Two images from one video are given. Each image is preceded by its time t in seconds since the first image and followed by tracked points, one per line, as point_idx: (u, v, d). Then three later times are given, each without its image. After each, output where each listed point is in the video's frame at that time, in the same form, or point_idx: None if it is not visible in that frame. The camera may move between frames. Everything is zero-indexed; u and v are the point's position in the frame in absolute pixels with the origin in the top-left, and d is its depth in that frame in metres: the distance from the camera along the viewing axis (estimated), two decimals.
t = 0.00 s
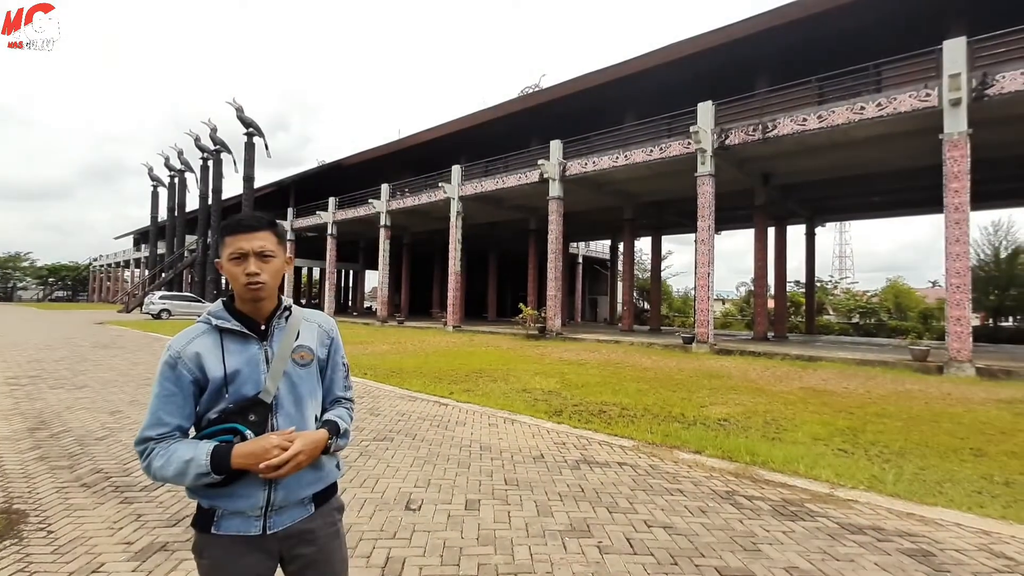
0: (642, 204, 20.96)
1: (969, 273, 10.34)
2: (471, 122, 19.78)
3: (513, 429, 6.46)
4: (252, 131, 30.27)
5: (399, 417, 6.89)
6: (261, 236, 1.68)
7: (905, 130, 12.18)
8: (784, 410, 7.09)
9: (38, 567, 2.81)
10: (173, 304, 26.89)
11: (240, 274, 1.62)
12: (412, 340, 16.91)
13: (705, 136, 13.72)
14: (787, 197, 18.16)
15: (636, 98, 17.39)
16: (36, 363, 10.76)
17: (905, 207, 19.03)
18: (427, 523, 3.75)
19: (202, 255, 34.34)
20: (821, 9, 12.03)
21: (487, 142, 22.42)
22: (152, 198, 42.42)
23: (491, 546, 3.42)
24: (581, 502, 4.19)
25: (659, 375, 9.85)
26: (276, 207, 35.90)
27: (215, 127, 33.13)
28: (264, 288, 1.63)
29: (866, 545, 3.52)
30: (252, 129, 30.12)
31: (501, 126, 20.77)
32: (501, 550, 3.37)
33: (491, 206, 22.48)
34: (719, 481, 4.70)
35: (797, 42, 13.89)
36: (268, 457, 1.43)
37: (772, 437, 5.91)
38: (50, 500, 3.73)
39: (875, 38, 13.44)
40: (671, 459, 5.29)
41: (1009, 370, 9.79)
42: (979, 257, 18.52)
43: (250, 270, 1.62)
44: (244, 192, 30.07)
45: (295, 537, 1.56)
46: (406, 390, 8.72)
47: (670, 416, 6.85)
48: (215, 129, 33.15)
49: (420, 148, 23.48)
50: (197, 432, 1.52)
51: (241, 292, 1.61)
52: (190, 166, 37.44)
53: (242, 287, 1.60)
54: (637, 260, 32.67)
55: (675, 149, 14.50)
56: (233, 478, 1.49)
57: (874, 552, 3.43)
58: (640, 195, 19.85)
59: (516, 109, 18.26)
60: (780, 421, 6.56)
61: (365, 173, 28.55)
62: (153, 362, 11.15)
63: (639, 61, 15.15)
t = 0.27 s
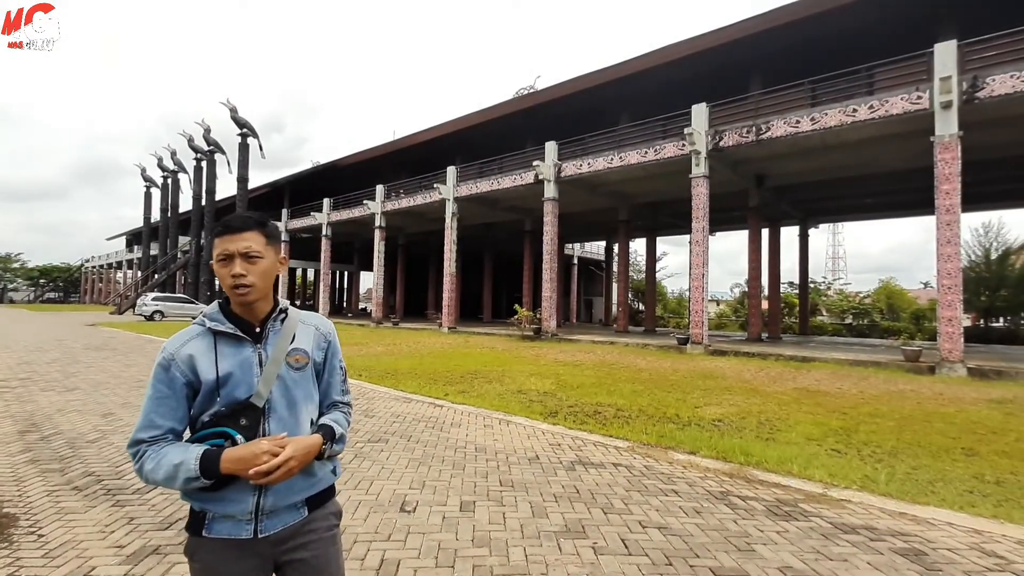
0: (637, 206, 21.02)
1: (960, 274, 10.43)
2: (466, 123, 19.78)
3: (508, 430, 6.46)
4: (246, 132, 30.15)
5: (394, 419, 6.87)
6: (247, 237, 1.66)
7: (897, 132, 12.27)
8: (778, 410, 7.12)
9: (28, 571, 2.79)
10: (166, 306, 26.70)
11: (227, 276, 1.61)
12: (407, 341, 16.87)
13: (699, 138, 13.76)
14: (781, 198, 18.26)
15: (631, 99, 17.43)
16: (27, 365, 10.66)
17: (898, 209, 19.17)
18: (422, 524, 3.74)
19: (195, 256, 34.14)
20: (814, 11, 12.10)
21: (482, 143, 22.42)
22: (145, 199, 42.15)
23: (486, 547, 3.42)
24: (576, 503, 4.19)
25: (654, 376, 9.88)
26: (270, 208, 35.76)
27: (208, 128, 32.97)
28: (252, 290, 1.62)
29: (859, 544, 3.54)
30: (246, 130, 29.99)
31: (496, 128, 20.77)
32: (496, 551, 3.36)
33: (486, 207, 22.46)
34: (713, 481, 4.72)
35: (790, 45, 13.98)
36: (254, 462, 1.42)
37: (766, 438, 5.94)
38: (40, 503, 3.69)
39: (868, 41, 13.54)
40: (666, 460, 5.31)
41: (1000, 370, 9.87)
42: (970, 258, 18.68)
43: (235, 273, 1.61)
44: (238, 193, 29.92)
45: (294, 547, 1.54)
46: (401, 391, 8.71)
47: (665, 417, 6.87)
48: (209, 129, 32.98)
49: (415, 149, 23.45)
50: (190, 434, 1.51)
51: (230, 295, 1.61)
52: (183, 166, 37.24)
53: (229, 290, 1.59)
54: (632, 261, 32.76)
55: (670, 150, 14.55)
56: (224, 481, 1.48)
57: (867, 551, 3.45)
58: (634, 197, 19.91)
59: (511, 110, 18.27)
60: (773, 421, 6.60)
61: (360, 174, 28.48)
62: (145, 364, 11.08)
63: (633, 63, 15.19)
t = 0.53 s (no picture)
0: (633, 206, 21.05)
1: (955, 274, 10.48)
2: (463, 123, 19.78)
3: (506, 431, 6.46)
4: (242, 132, 30.08)
5: (391, 420, 6.87)
6: (234, 241, 1.66)
7: (892, 133, 12.33)
8: (775, 410, 7.14)
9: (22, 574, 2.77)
10: (162, 307, 26.59)
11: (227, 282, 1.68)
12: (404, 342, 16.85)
13: (696, 139, 13.79)
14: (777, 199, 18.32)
15: (627, 101, 17.46)
16: (21, 367, 10.61)
17: (893, 209, 19.27)
18: (419, 526, 3.74)
19: (191, 257, 34.03)
20: (810, 13, 12.15)
21: (479, 144, 22.43)
22: (140, 200, 42.00)
23: (484, 548, 3.41)
24: (574, 504, 4.19)
25: (651, 377, 9.90)
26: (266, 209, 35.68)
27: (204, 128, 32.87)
28: (250, 298, 1.64)
29: (855, 544, 3.55)
30: (242, 130, 29.91)
31: (493, 128, 20.78)
32: (494, 552, 3.36)
33: (482, 207, 22.46)
34: (710, 482, 4.73)
35: (785, 46, 14.04)
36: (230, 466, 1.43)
37: (763, 438, 5.95)
38: (34, 506, 3.67)
39: (863, 43, 13.60)
40: (663, 460, 5.32)
41: (994, 370, 9.92)
42: (964, 259, 18.78)
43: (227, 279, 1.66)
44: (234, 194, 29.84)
45: (294, 559, 1.48)
46: (398, 392, 8.70)
47: (662, 417, 6.89)
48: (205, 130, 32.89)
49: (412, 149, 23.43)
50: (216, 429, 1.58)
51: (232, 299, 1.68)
52: (179, 167, 37.13)
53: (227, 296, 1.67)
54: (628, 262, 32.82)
55: (667, 151, 14.58)
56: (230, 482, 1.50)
57: (863, 551, 3.46)
58: (631, 198, 19.94)
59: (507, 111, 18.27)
60: (770, 421, 6.62)
61: (356, 174, 28.45)
62: (141, 366, 11.04)
63: (630, 65, 15.22)
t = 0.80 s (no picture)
0: (636, 206, 21.03)
1: (957, 274, 10.45)
2: (464, 123, 19.77)
3: (508, 431, 6.45)
4: (244, 132, 30.12)
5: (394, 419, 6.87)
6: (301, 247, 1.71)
7: (895, 133, 12.29)
8: (777, 411, 7.12)
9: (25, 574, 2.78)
10: (164, 307, 26.60)
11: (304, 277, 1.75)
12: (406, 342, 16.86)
13: (698, 138, 13.76)
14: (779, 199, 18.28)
15: (629, 100, 17.44)
16: (23, 367, 10.62)
17: (895, 209, 19.21)
18: (421, 525, 3.73)
19: (193, 257, 34.09)
20: (812, 12, 12.12)
21: (481, 143, 22.41)
22: (142, 200, 42.07)
23: (487, 548, 3.41)
24: (577, 504, 4.18)
25: (652, 376, 9.88)
26: (268, 208, 35.72)
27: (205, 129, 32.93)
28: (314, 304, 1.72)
29: (860, 544, 3.54)
30: (243, 130, 29.94)
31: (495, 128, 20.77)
32: (498, 552, 3.35)
33: (484, 207, 22.45)
34: (714, 481, 4.72)
35: (787, 45, 14.01)
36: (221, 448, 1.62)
37: (766, 438, 5.93)
38: (38, 506, 3.67)
39: (866, 42, 13.56)
40: (666, 460, 5.31)
41: (997, 370, 9.88)
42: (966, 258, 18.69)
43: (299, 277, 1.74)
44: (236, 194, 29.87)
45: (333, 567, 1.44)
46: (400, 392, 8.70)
47: (665, 417, 6.88)
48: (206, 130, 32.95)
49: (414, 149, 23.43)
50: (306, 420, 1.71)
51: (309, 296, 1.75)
52: (180, 167, 37.18)
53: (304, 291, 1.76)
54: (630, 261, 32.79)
55: (669, 151, 14.57)
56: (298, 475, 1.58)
57: (867, 551, 3.44)
58: (633, 197, 19.91)
59: (509, 111, 18.26)
60: (774, 421, 6.59)
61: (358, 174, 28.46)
62: (143, 366, 11.06)
63: (632, 64, 15.20)
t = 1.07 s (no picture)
0: (643, 205, 20.95)
1: (970, 271, 10.33)
2: (471, 122, 19.77)
3: (517, 430, 6.43)
4: (251, 134, 30.29)
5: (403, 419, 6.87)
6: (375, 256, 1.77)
7: (905, 129, 12.16)
8: (788, 410, 7.06)
9: (42, 572, 2.80)
10: (173, 307, 26.80)
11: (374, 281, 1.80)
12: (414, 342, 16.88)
13: (706, 136, 13.68)
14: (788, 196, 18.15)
15: (636, 99, 17.37)
16: (36, 367, 10.74)
17: (906, 206, 19.01)
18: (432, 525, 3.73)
19: (202, 257, 34.33)
20: (820, 8, 12.02)
21: (488, 143, 22.40)
22: (151, 201, 42.41)
23: (498, 547, 3.40)
24: (587, 504, 4.16)
25: (661, 376, 9.82)
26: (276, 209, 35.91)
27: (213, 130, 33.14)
28: (381, 303, 1.83)
29: (872, 543, 3.50)
30: (251, 131, 30.10)
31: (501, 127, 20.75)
32: (509, 551, 3.34)
33: (491, 206, 22.44)
34: (725, 481, 4.69)
35: (795, 42, 13.90)
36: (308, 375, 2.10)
37: (777, 438, 5.88)
38: (52, 504, 3.70)
39: (875, 38, 13.42)
40: (676, 460, 5.28)
41: (1012, 369, 9.74)
42: (978, 255, 18.41)
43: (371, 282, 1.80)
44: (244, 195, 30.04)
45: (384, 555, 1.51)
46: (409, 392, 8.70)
47: (675, 417, 6.84)
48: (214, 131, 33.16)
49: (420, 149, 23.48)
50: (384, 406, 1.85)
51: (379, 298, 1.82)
52: (189, 168, 37.44)
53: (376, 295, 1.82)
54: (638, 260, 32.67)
55: (677, 149, 14.49)
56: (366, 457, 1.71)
57: (880, 550, 3.41)
58: (640, 196, 19.83)
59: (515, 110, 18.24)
60: (785, 421, 6.53)
61: (365, 175, 28.53)
62: (153, 366, 11.13)
63: (638, 63, 15.14)
